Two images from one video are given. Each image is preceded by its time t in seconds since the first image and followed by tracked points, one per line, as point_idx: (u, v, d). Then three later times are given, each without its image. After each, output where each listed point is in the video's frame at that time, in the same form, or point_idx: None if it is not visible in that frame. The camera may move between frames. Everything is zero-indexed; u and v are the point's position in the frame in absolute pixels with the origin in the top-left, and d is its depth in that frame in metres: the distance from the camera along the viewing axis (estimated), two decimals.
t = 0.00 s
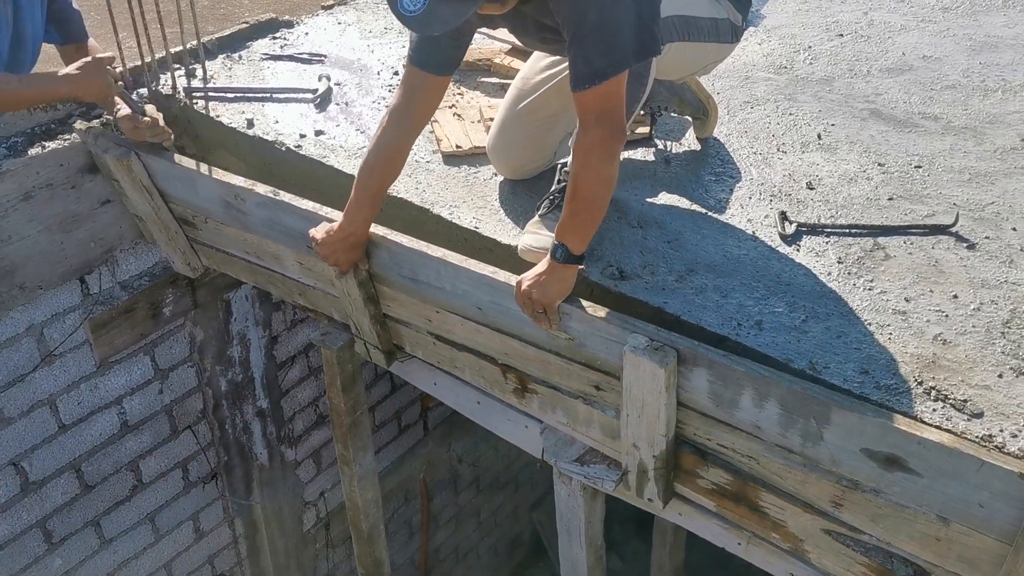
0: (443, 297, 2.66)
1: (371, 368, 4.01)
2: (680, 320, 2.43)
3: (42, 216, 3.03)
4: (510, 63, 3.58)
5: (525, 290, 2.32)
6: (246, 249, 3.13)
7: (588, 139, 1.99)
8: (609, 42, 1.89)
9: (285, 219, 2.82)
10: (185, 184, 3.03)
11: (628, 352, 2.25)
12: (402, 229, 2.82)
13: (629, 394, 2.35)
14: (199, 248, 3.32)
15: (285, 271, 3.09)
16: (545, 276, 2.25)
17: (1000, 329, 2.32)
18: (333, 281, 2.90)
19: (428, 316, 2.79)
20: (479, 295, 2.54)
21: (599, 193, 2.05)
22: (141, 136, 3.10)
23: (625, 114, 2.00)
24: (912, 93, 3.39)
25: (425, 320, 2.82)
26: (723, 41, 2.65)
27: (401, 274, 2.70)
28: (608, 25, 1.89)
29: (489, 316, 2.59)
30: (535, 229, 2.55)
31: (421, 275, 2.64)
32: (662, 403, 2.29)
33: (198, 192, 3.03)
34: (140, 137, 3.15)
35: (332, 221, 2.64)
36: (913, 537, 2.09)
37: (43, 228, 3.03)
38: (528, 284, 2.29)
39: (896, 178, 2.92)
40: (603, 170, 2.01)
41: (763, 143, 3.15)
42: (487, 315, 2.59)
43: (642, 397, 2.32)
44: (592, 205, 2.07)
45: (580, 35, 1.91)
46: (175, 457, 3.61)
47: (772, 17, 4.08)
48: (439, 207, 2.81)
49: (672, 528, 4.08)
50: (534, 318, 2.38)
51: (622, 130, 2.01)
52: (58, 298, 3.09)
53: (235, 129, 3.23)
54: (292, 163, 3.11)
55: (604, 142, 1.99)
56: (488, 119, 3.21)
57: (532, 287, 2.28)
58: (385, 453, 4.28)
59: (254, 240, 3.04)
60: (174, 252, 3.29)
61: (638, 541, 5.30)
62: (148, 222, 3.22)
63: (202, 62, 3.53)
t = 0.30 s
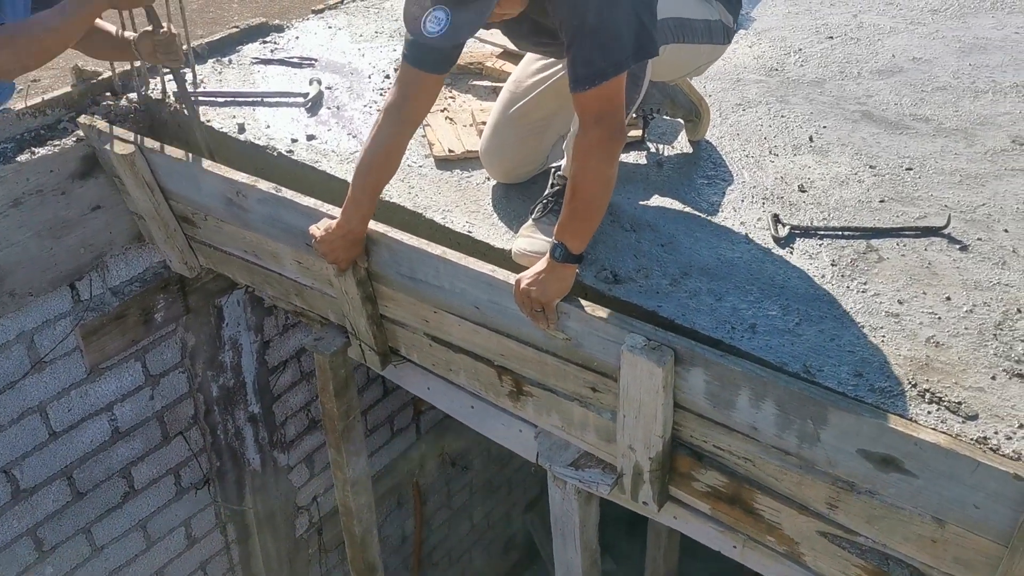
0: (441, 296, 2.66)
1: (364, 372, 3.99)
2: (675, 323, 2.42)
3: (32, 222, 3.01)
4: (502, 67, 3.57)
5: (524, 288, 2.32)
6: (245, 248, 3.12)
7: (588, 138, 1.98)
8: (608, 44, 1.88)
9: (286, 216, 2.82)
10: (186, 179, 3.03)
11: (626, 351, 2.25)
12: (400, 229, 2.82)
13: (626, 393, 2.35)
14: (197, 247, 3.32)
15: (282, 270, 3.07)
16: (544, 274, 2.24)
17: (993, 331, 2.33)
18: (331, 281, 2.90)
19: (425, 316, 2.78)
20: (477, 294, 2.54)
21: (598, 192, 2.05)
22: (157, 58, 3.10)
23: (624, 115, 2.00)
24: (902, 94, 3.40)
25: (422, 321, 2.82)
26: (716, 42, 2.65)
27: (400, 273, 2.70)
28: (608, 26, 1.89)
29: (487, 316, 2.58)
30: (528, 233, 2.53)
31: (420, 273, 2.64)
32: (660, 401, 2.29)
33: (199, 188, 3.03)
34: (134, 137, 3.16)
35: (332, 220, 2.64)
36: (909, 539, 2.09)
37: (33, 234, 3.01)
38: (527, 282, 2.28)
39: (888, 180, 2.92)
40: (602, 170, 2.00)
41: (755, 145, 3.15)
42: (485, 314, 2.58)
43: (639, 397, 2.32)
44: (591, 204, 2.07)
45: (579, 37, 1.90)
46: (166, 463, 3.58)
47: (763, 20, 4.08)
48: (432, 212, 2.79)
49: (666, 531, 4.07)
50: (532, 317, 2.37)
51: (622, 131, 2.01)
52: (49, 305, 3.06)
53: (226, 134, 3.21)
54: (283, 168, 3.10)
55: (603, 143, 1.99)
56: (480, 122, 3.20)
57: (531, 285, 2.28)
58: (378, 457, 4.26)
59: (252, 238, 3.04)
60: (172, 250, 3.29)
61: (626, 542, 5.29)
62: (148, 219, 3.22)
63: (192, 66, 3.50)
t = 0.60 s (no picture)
0: (442, 297, 2.65)
1: (363, 373, 3.98)
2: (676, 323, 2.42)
3: (29, 224, 3.01)
4: (501, 66, 3.56)
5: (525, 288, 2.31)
6: (244, 249, 3.10)
7: (594, 138, 1.98)
8: (616, 45, 1.89)
9: (285, 217, 2.81)
10: (185, 180, 3.02)
11: (628, 351, 2.25)
12: (400, 229, 2.81)
13: (628, 393, 2.35)
14: (195, 248, 3.31)
15: (281, 271, 3.06)
16: (545, 274, 2.23)
17: (994, 330, 2.33)
18: (330, 282, 2.89)
19: (425, 317, 2.77)
20: (478, 294, 2.53)
21: (601, 193, 2.04)
22: None
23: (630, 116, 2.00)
24: (901, 94, 3.41)
25: (422, 321, 2.81)
26: (719, 44, 2.65)
27: (400, 273, 2.69)
28: (617, 27, 1.90)
29: (488, 316, 2.58)
30: (529, 232, 2.53)
31: (420, 274, 2.63)
32: (662, 401, 2.29)
33: (198, 189, 3.02)
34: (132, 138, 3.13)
35: (332, 220, 2.63)
36: (911, 538, 2.09)
37: (29, 235, 3.01)
38: (529, 282, 2.27)
39: (888, 179, 2.93)
40: (606, 170, 2.00)
41: (754, 145, 3.15)
42: (486, 315, 2.58)
43: (641, 396, 2.32)
44: (594, 204, 2.06)
45: (587, 37, 1.91)
46: (164, 465, 3.56)
47: (761, 20, 4.09)
48: (432, 212, 2.79)
49: (665, 531, 4.07)
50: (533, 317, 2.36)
51: (627, 132, 2.00)
52: (46, 306, 3.05)
53: (224, 134, 3.20)
54: (281, 168, 3.08)
55: (609, 143, 1.98)
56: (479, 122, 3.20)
57: (533, 285, 2.27)
58: (376, 458, 4.25)
59: (251, 239, 3.03)
60: (170, 252, 3.28)
61: (626, 542, 5.28)
62: (145, 220, 3.20)
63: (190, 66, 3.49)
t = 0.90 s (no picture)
0: (446, 298, 2.65)
1: (365, 373, 3.98)
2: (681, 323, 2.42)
3: (33, 225, 3.01)
4: (503, 67, 3.56)
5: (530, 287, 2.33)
6: (247, 249, 3.10)
7: (596, 139, 1.99)
8: (618, 48, 1.88)
9: (289, 218, 2.81)
10: (189, 181, 3.02)
11: (633, 352, 2.25)
12: (404, 229, 2.81)
13: (632, 393, 2.35)
14: (198, 249, 3.31)
15: (285, 272, 3.06)
16: (548, 275, 2.24)
17: (998, 329, 2.34)
18: (334, 282, 2.89)
19: (429, 318, 2.78)
20: (482, 295, 2.53)
21: (604, 195, 2.05)
22: None
23: (634, 119, 2.00)
24: (902, 95, 3.42)
25: (426, 322, 2.81)
26: (723, 49, 2.66)
27: (403, 274, 2.70)
28: (618, 29, 1.88)
29: (492, 317, 2.58)
30: (534, 233, 2.53)
31: (424, 274, 2.64)
32: (666, 401, 2.29)
33: (202, 190, 3.02)
34: (137, 138, 3.14)
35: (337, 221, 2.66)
36: (915, 537, 2.10)
37: (33, 236, 3.01)
38: (533, 282, 2.28)
39: (890, 180, 2.94)
40: (608, 173, 2.00)
41: (757, 145, 3.16)
42: (490, 316, 2.58)
43: (646, 396, 2.32)
44: (596, 205, 2.06)
45: (589, 39, 1.90)
46: (167, 465, 3.56)
47: (763, 20, 4.10)
48: (435, 212, 2.79)
49: (666, 531, 4.07)
50: (536, 317, 2.38)
51: (630, 135, 2.01)
52: (50, 307, 3.05)
53: (228, 135, 3.20)
54: (285, 169, 3.08)
55: (611, 146, 1.99)
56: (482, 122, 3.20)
57: (537, 286, 2.27)
58: (378, 458, 4.25)
59: (255, 239, 3.03)
60: (173, 252, 3.30)
61: (627, 542, 5.28)
62: (149, 220, 3.22)
63: (193, 67, 3.49)
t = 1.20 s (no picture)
0: (448, 297, 2.66)
1: (366, 373, 3.98)
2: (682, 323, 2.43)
3: (35, 225, 3.01)
4: (504, 67, 3.56)
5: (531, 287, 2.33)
6: (249, 249, 3.11)
7: (593, 139, 2.00)
8: (613, 48, 1.90)
9: (291, 218, 2.82)
10: (191, 181, 3.03)
11: (635, 351, 2.25)
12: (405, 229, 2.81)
13: (634, 393, 2.36)
14: (200, 249, 3.32)
15: (286, 272, 3.07)
16: (550, 274, 2.25)
17: (999, 329, 2.34)
18: (336, 282, 2.90)
19: (431, 317, 2.78)
20: (484, 295, 2.54)
21: (602, 196, 2.05)
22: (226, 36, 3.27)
23: (630, 120, 2.01)
24: (903, 95, 3.42)
25: (428, 321, 2.81)
26: (722, 53, 2.66)
27: (405, 273, 2.70)
28: (613, 29, 1.90)
29: (494, 317, 2.58)
30: (535, 232, 2.53)
31: (426, 274, 2.64)
32: (668, 401, 2.30)
33: (204, 190, 3.03)
34: (139, 138, 3.14)
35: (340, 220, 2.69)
36: (916, 536, 2.10)
37: (35, 236, 3.01)
38: (535, 281, 2.29)
39: (891, 180, 2.94)
40: (605, 173, 2.01)
41: (758, 146, 3.17)
42: (492, 315, 2.58)
43: (648, 396, 2.33)
44: (594, 206, 2.07)
45: (583, 40, 1.92)
46: (168, 465, 3.56)
47: (763, 21, 4.10)
48: (437, 212, 2.79)
49: (667, 531, 4.08)
50: (538, 317, 2.38)
51: (627, 136, 2.02)
52: (51, 307, 3.06)
53: (229, 135, 3.20)
54: (288, 169, 3.09)
55: (608, 146, 2.00)
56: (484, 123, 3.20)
57: (538, 286, 2.28)
58: (378, 458, 4.25)
59: (256, 239, 3.03)
60: (175, 252, 3.31)
61: (627, 542, 5.28)
62: (151, 220, 3.23)
63: (195, 68, 3.49)
